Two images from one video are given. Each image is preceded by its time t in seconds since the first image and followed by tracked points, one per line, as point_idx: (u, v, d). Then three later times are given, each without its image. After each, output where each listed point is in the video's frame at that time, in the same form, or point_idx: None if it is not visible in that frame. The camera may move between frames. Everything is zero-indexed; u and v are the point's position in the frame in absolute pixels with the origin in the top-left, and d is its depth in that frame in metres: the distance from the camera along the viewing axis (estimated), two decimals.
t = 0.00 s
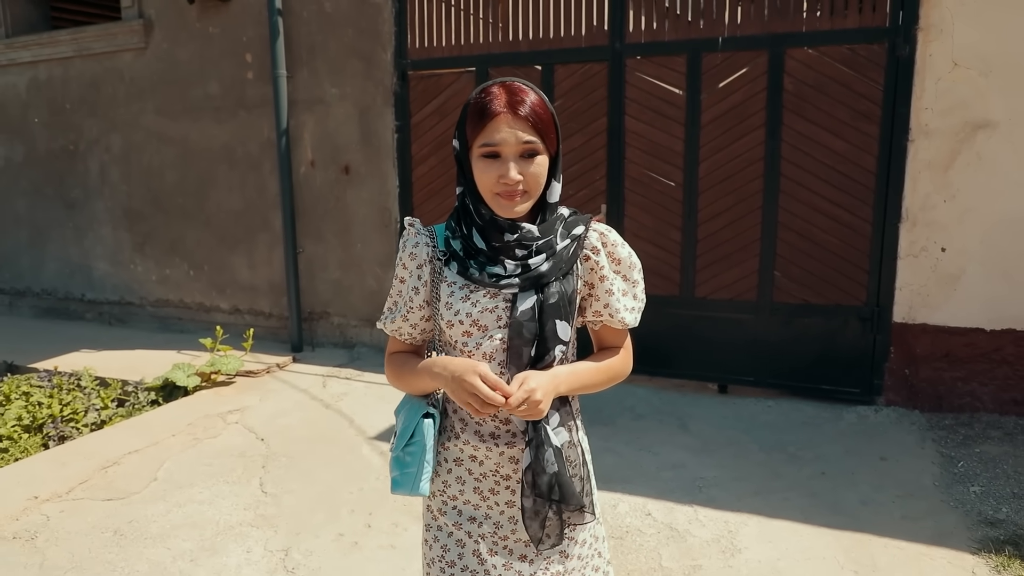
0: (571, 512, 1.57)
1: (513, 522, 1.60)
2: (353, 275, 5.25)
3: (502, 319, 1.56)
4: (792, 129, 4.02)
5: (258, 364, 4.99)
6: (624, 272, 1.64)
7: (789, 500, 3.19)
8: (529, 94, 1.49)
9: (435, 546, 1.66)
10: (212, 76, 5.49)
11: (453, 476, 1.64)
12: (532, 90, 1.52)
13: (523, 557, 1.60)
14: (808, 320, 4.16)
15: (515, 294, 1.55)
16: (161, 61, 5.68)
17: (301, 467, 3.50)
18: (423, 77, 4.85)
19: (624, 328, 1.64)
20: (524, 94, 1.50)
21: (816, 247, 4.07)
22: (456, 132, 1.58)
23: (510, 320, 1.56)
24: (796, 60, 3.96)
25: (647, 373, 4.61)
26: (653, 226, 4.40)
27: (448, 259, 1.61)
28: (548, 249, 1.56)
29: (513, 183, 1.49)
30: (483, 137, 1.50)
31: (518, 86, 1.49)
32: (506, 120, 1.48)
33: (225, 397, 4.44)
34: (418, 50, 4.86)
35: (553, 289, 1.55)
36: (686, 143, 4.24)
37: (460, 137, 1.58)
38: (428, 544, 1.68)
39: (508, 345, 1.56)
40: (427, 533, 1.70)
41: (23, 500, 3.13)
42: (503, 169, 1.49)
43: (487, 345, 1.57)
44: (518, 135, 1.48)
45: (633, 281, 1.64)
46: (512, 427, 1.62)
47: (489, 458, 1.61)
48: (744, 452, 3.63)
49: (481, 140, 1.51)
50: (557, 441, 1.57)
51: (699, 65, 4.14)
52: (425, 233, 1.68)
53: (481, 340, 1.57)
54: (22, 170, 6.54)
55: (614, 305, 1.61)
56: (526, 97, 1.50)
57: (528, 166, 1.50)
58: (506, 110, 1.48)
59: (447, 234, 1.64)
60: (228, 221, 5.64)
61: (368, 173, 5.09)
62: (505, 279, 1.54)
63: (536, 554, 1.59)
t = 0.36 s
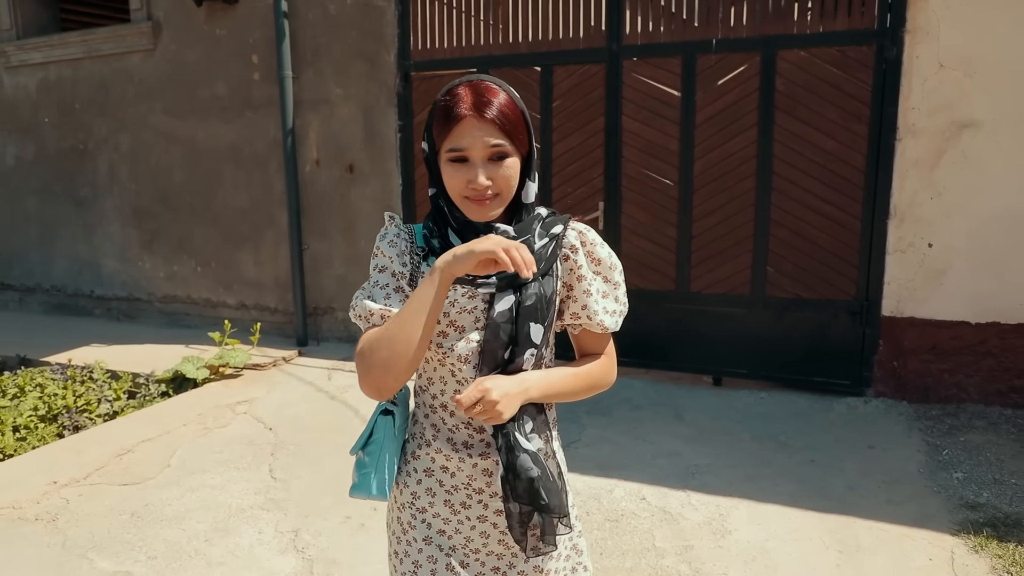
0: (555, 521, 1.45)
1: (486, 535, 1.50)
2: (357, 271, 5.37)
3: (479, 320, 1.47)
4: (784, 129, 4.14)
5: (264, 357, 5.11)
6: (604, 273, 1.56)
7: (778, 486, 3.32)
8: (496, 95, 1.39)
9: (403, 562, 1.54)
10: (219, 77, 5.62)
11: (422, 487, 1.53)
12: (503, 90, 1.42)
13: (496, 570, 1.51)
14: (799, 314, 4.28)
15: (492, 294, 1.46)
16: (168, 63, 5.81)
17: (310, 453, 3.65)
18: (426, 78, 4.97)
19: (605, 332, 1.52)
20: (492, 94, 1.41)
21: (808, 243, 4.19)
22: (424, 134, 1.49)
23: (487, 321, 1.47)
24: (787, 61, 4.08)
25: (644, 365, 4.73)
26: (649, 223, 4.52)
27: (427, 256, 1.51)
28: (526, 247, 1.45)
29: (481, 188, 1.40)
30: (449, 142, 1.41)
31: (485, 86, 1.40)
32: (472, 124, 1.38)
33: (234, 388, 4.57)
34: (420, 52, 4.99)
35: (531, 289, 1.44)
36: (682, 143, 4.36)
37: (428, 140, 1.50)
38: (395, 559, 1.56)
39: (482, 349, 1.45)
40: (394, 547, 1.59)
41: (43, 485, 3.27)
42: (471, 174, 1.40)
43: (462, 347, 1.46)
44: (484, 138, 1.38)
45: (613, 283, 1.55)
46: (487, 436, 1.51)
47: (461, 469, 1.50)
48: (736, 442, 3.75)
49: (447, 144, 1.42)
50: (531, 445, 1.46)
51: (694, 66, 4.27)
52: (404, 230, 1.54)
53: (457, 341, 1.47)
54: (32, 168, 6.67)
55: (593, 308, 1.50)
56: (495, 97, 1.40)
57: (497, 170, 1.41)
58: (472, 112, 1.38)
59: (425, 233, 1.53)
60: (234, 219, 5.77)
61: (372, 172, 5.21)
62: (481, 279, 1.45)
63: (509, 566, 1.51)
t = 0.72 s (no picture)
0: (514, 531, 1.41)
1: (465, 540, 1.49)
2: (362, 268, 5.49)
3: (456, 319, 1.43)
4: (778, 128, 4.26)
5: (271, 352, 5.23)
6: (580, 272, 1.53)
7: (770, 473, 3.43)
8: (466, 97, 1.32)
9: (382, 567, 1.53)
10: (226, 78, 5.75)
11: (399, 493, 1.50)
12: (473, 90, 1.35)
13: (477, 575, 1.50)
14: (793, 309, 4.39)
15: (469, 293, 1.43)
16: (177, 64, 5.94)
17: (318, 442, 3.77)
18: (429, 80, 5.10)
19: (581, 331, 1.52)
20: (462, 96, 1.34)
21: (801, 240, 4.31)
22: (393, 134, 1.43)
23: (464, 321, 1.43)
24: (781, 63, 4.19)
25: (642, 360, 4.85)
26: (647, 220, 4.64)
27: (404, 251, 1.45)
28: (502, 247, 1.44)
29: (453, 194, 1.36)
30: (419, 148, 1.35)
31: (456, 88, 1.33)
32: (443, 130, 1.32)
33: (243, 381, 4.70)
34: (424, 54, 5.11)
35: (508, 289, 1.42)
36: (678, 142, 4.48)
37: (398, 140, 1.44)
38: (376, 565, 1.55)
39: (459, 349, 1.42)
40: (372, 553, 1.57)
41: (62, 472, 3.41)
42: (442, 180, 1.35)
43: (439, 347, 1.42)
44: (455, 144, 1.33)
45: (590, 281, 1.53)
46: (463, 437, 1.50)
47: (438, 473, 1.48)
48: (730, 432, 3.86)
49: (417, 149, 1.36)
50: (501, 451, 1.42)
51: (690, 67, 4.38)
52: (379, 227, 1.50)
53: (433, 341, 1.43)
54: (43, 168, 6.81)
55: (569, 306, 1.49)
56: (466, 100, 1.33)
57: (469, 176, 1.35)
58: (442, 118, 1.32)
59: (400, 230, 1.47)
60: (242, 217, 5.90)
61: (376, 171, 5.33)
62: (458, 278, 1.43)
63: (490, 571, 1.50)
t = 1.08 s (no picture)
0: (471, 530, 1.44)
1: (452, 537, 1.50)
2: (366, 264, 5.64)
3: (443, 325, 1.46)
4: (769, 129, 4.39)
5: (278, 346, 5.38)
6: (564, 275, 1.56)
7: (758, 461, 3.57)
8: (449, 105, 1.34)
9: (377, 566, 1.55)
10: (234, 80, 5.90)
11: (387, 494, 1.52)
12: (457, 98, 1.37)
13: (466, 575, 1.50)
14: (784, 305, 4.53)
15: (455, 299, 1.46)
16: (186, 66, 6.10)
17: (324, 431, 3.93)
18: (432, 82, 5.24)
19: (567, 334, 1.54)
20: (446, 104, 1.35)
21: (792, 237, 4.44)
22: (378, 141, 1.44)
23: (450, 325, 1.46)
24: (772, 66, 4.33)
25: (638, 354, 4.99)
26: (643, 218, 4.78)
27: (391, 257, 1.47)
28: (487, 253, 1.47)
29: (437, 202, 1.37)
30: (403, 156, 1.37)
31: (439, 96, 1.34)
32: (426, 138, 1.34)
33: (251, 374, 4.85)
34: (427, 57, 5.25)
35: (494, 293, 1.45)
36: (673, 143, 4.62)
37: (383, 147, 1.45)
38: (370, 565, 1.56)
39: (446, 353, 1.45)
40: (364, 555, 1.58)
41: (79, 458, 3.58)
42: (426, 188, 1.36)
43: (426, 351, 1.46)
44: (438, 152, 1.34)
45: (574, 284, 1.56)
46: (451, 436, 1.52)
47: (424, 472, 1.50)
48: (721, 423, 4.00)
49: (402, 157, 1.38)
50: (479, 455, 1.45)
51: (684, 70, 4.52)
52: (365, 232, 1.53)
53: (420, 345, 1.46)
54: (55, 168, 6.98)
55: (554, 310, 1.52)
56: (449, 108, 1.35)
57: (453, 183, 1.37)
58: (426, 126, 1.33)
59: (386, 235, 1.49)
60: (249, 215, 6.05)
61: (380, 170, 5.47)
62: (445, 284, 1.44)
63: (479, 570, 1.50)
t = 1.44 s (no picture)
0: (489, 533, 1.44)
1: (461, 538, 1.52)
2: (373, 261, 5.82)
3: (450, 322, 1.47)
4: (763, 131, 4.55)
5: (288, 341, 5.56)
6: (574, 274, 1.56)
7: (749, 449, 3.72)
8: (460, 99, 1.38)
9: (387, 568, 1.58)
10: (246, 82, 6.08)
11: (397, 494, 1.55)
12: (468, 93, 1.41)
13: None
14: (778, 301, 4.68)
15: (463, 296, 1.47)
16: (199, 69, 6.28)
17: (334, 419, 4.11)
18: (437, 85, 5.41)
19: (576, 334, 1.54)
20: (457, 98, 1.40)
21: (785, 235, 4.59)
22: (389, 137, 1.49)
23: (457, 323, 1.47)
24: (765, 69, 4.48)
25: (637, 348, 5.15)
26: (641, 216, 4.94)
27: (399, 254, 1.52)
28: (495, 250, 1.48)
29: (447, 194, 1.41)
30: (413, 149, 1.41)
31: (449, 90, 1.39)
32: (437, 131, 1.38)
33: (263, 366, 5.03)
34: (433, 61, 5.42)
35: (501, 291, 1.46)
36: (670, 143, 4.77)
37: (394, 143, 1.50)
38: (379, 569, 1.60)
39: (452, 351, 1.46)
40: (373, 556, 1.61)
41: (101, 444, 3.77)
42: (436, 181, 1.40)
43: (432, 349, 1.47)
44: (448, 145, 1.38)
45: (585, 284, 1.55)
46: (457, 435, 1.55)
47: (433, 472, 1.53)
48: (715, 414, 4.15)
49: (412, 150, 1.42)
50: (489, 454, 1.46)
51: (681, 73, 4.68)
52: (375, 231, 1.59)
53: (427, 343, 1.47)
54: (71, 168, 7.19)
55: (563, 309, 1.51)
56: (460, 102, 1.39)
57: (462, 176, 1.41)
58: (435, 118, 1.38)
59: (396, 233, 1.55)
60: (260, 213, 6.23)
61: (387, 170, 5.64)
62: (452, 281, 1.46)
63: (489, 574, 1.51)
